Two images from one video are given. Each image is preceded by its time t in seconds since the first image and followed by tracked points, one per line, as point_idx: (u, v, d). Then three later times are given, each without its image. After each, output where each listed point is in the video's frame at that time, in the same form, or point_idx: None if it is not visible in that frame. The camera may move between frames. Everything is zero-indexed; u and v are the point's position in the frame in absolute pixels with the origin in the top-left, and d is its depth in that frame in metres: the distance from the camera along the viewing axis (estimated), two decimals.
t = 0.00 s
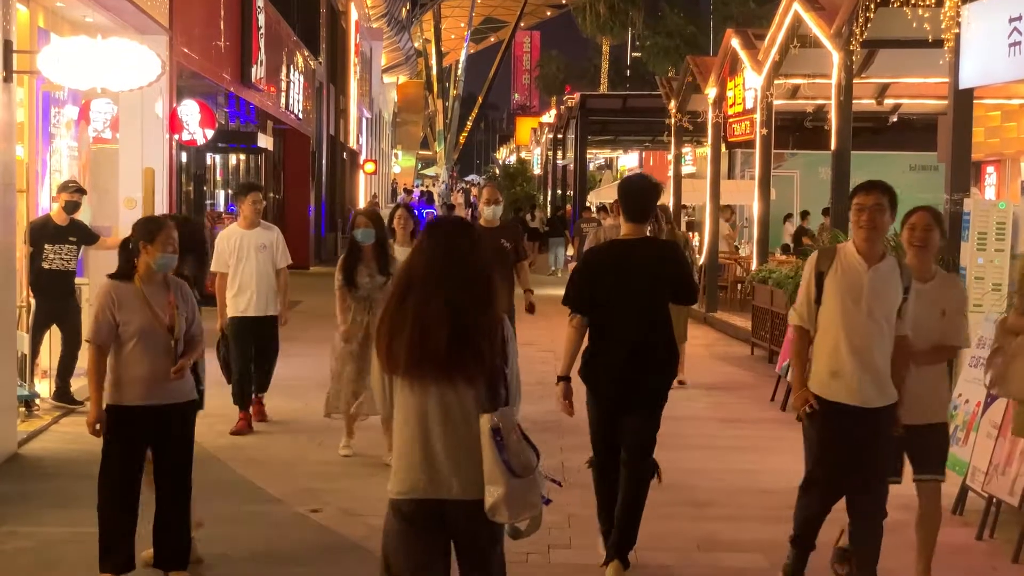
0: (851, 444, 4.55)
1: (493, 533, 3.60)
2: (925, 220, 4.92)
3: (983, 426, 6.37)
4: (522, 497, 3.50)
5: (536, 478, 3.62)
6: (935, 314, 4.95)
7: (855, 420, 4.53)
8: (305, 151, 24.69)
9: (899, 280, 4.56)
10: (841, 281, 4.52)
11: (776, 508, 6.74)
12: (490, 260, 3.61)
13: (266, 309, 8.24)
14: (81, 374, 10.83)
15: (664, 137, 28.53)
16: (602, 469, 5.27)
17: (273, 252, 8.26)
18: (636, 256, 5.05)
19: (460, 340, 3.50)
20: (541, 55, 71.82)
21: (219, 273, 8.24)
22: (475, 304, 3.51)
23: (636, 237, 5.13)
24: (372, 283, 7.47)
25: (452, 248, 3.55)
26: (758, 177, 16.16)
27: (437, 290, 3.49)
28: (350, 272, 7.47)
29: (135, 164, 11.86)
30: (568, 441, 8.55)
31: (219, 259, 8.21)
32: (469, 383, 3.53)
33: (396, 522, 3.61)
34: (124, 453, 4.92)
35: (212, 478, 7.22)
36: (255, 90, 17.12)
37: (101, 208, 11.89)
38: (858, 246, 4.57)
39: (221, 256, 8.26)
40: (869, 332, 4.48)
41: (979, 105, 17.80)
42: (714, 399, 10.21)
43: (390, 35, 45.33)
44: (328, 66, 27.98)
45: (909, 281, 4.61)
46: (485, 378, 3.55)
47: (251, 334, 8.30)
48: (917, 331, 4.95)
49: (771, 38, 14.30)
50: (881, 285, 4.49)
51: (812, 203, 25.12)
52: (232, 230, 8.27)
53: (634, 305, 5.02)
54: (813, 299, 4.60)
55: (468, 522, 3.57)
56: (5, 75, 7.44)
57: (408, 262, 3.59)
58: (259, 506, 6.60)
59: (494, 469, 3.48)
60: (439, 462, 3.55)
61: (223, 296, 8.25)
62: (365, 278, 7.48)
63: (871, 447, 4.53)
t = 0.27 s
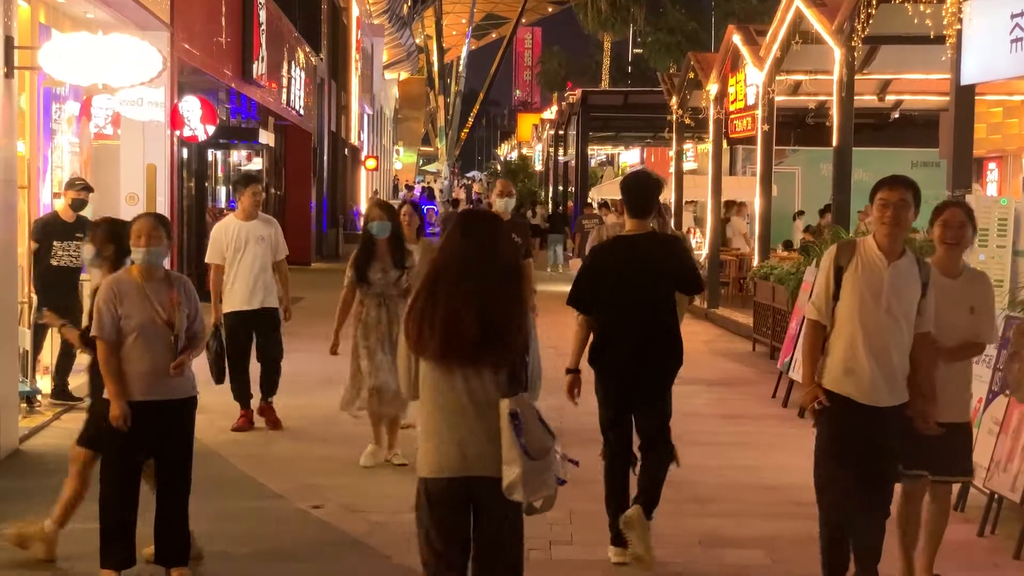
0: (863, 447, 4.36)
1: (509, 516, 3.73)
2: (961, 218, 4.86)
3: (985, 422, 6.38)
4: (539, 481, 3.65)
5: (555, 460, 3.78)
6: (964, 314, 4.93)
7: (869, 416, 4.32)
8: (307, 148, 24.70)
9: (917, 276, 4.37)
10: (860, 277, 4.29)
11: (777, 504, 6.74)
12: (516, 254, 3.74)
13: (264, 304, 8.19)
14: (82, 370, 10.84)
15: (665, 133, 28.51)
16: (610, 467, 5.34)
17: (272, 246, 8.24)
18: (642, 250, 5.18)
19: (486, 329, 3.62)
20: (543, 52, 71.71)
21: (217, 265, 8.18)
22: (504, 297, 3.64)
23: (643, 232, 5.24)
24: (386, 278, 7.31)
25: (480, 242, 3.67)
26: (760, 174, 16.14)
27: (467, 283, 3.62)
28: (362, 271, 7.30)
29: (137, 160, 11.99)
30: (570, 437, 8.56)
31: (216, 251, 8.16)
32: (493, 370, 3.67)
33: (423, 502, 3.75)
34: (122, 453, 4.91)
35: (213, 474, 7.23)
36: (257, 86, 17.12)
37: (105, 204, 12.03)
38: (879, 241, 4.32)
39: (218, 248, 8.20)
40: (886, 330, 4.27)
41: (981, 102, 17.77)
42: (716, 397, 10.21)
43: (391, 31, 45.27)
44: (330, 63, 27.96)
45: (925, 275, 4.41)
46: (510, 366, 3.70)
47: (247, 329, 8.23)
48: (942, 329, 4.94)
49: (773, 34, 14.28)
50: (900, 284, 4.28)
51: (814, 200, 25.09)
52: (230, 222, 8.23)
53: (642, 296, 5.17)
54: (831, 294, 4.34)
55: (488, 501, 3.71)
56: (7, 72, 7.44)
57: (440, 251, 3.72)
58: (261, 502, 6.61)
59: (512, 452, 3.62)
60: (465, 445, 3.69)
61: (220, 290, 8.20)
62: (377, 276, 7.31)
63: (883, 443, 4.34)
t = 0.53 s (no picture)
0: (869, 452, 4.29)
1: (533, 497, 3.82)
2: (971, 223, 4.71)
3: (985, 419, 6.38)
4: (563, 458, 3.75)
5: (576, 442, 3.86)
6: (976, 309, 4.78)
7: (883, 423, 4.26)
8: (308, 144, 24.71)
9: (929, 275, 4.28)
10: (866, 281, 4.23)
11: (778, 500, 6.75)
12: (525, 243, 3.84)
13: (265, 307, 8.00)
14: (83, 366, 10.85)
15: (666, 130, 28.51)
16: (618, 455, 5.56)
17: (273, 247, 8.05)
18: (655, 246, 5.49)
19: (505, 316, 3.71)
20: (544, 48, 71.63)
21: (217, 266, 8.01)
22: (518, 284, 3.73)
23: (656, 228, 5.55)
24: (391, 282, 6.94)
25: (491, 232, 3.76)
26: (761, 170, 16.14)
27: (482, 271, 3.71)
28: (367, 274, 6.93)
29: (137, 156, 11.94)
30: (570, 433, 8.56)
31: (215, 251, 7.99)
32: (511, 356, 3.75)
33: (446, 486, 3.81)
34: (123, 459, 4.94)
35: (214, 470, 7.24)
36: (257, 83, 17.12)
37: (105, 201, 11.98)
38: (885, 244, 4.25)
39: (220, 249, 8.04)
40: (893, 334, 4.21)
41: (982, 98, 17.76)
42: (716, 393, 10.21)
43: (392, 27, 45.24)
44: (331, 59, 27.98)
45: (937, 276, 4.30)
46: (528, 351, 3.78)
47: (247, 333, 8.06)
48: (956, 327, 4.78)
49: (774, 30, 14.26)
50: (908, 288, 4.21)
51: (816, 196, 25.08)
52: (232, 222, 8.06)
53: (655, 289, 5.47)
54: (839, 300, 4.28)
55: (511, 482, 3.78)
56: (8, 68, 7.45)
57: (452, 244, 3.79)
58: (263, 498, 6.62)
59: (545, 431, 3.71)
60: (487, 429, 3.75)
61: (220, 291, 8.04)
62: (383, 279, 6.94)
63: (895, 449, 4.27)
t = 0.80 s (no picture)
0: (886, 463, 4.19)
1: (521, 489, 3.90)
2: (969, 222, 4.64)
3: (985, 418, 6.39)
4: (551, 451, 3.81)
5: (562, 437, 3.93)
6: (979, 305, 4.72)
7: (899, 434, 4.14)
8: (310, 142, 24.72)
9: (938, 277, 4.17)
10: (873, 287, 4.11)
11: (779, 498, 6.75)
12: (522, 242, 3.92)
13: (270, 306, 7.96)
14: (84, 364, 10.86)
15: (668, 128, 28.51)
16: (635, 444, 5.79)
17: (280, 246, 8.02)
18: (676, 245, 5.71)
19: (499, 314, 3.79)
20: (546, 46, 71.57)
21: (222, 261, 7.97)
22: (512, 282, 3.82)
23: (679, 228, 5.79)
24: (392, 277, 6.95)
25: (488, 231, 3.84)
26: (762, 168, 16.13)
27: (478, 269, 3.79)
28: (368, 266, 6.91)
29: (139, 154, 12.00)
30: (571, 432, 8.57)
31: (221, 246, 7.96)
32: (505, 352, 3.84)
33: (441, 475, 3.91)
34: (124, 459, 4.98)
35: (215, 468, 7.24)
36: (259, 81, 17.13)
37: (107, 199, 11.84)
38: (889, 245, 4.15)
39: (225, 244, 8.00)
40: (909, 338, 4.08)
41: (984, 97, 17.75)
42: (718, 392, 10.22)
43: (393, 25, 45.21)
44: (332, 57, 27.99)
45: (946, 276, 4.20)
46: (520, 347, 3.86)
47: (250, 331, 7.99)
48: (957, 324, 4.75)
49: (775, 29, 14.24)
50: (920, 287, 4.09)
51: (817, 194, 25.07)
52: (239, 218, 8.04)
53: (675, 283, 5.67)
54: (847, 309, 4.15)
55: (503, 473, 3.87)
56: (10, 66, 7.46)
57: (449, 243, 3.87)
58: (264, 496, 6.62)
59: (525, 427, 3.77)
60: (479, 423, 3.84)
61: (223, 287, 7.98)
62: (384, 271, 6.95)
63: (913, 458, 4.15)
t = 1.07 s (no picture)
0: (893, 463, 4.06)
1: (520, 472, 3.98)
2: (975, 219, 4.71)
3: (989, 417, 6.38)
4: (554, 437, 3.89)
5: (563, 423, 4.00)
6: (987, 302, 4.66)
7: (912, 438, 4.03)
8: (312, 143, 24.76)
9: (950, 277, 4.06)
10: (883, 286, 4.02)
11: (781, 498, 6.75)
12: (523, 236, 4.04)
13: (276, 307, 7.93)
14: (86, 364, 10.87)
15: (670, 128, 28.51)
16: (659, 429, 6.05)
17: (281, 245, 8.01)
18: (686, 238, 5.93)
19: (496, 302, 3.92)
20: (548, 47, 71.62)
21: (224, 265, 7.88)
22: (509, 272, 3.94)
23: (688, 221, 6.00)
24: (395, 285, 6.74)
25: (489, 224, 3.97)
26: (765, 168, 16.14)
27: (477, 260, 3.92)
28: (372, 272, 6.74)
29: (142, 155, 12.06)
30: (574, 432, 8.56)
31: (223, 250, 7.88)
32: (504, 338, 3.96)
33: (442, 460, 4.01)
34: (122, 454, 5.02)
35: (217, 468, 7.25)
36: (262, 81, 17.15)
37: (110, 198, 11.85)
38: (899, 244, 4.05)
39: (226, 247, 7.93)
40: (919, 341, 3.99)
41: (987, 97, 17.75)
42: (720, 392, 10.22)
43: (396, 25, 45.24)
44: (335, 58, 28.03)
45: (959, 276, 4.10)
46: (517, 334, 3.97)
47: (256, 335, 7.94)
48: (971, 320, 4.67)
49: (778, 29, 14.23)
50: (931, 287, 4.00)
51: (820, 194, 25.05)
52: (239, 220, 7.98)
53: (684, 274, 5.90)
54: (855, 306, 4.06)
55: (504, 457, 3.96)
56: (12, 66, 7.48)
57: (453, 237, 4.01)
58: (266, 496, 6.63)
59: (525, 412, 3.86)
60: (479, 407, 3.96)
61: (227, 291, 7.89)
62: (387, 277, 6.76)
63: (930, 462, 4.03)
